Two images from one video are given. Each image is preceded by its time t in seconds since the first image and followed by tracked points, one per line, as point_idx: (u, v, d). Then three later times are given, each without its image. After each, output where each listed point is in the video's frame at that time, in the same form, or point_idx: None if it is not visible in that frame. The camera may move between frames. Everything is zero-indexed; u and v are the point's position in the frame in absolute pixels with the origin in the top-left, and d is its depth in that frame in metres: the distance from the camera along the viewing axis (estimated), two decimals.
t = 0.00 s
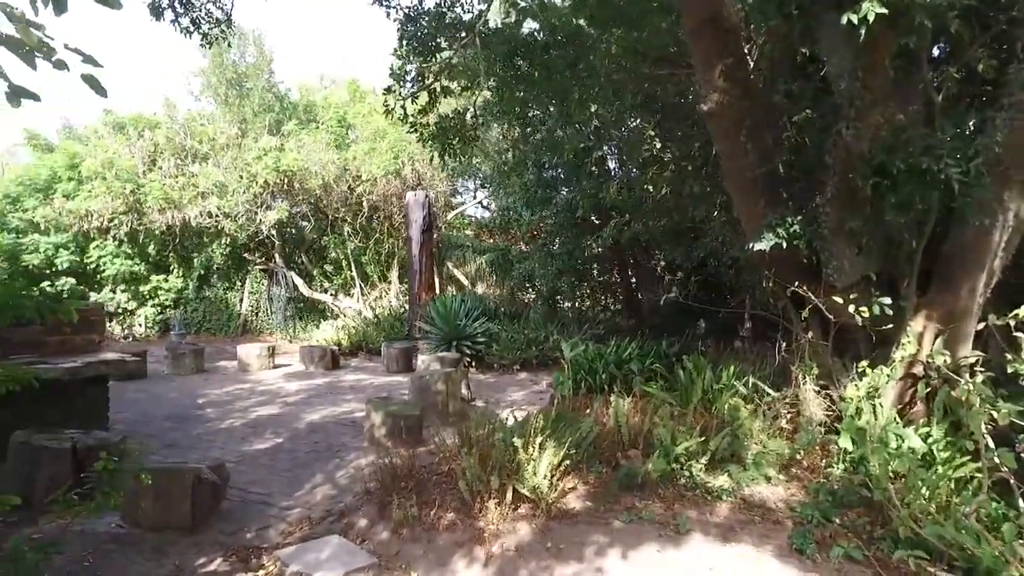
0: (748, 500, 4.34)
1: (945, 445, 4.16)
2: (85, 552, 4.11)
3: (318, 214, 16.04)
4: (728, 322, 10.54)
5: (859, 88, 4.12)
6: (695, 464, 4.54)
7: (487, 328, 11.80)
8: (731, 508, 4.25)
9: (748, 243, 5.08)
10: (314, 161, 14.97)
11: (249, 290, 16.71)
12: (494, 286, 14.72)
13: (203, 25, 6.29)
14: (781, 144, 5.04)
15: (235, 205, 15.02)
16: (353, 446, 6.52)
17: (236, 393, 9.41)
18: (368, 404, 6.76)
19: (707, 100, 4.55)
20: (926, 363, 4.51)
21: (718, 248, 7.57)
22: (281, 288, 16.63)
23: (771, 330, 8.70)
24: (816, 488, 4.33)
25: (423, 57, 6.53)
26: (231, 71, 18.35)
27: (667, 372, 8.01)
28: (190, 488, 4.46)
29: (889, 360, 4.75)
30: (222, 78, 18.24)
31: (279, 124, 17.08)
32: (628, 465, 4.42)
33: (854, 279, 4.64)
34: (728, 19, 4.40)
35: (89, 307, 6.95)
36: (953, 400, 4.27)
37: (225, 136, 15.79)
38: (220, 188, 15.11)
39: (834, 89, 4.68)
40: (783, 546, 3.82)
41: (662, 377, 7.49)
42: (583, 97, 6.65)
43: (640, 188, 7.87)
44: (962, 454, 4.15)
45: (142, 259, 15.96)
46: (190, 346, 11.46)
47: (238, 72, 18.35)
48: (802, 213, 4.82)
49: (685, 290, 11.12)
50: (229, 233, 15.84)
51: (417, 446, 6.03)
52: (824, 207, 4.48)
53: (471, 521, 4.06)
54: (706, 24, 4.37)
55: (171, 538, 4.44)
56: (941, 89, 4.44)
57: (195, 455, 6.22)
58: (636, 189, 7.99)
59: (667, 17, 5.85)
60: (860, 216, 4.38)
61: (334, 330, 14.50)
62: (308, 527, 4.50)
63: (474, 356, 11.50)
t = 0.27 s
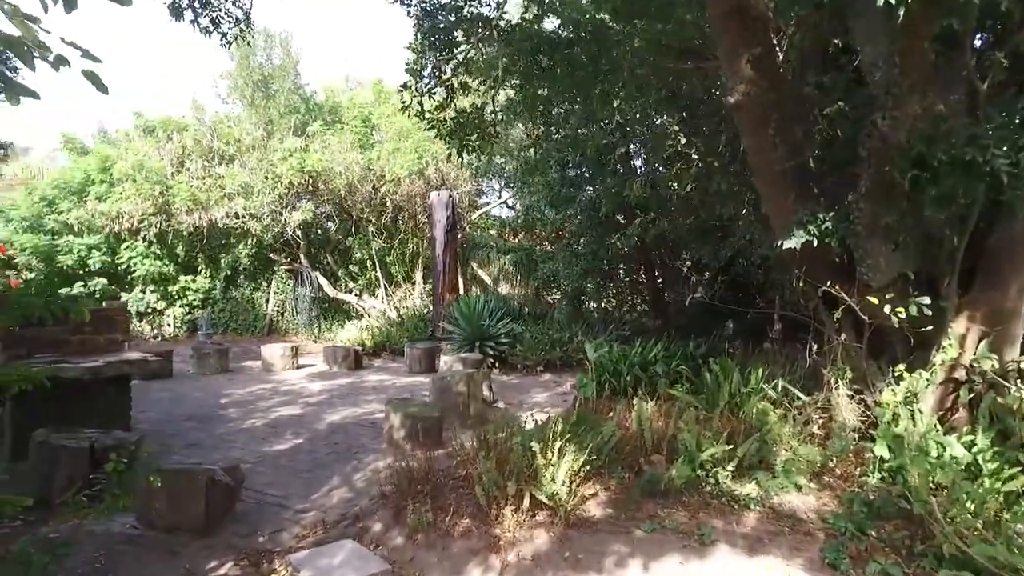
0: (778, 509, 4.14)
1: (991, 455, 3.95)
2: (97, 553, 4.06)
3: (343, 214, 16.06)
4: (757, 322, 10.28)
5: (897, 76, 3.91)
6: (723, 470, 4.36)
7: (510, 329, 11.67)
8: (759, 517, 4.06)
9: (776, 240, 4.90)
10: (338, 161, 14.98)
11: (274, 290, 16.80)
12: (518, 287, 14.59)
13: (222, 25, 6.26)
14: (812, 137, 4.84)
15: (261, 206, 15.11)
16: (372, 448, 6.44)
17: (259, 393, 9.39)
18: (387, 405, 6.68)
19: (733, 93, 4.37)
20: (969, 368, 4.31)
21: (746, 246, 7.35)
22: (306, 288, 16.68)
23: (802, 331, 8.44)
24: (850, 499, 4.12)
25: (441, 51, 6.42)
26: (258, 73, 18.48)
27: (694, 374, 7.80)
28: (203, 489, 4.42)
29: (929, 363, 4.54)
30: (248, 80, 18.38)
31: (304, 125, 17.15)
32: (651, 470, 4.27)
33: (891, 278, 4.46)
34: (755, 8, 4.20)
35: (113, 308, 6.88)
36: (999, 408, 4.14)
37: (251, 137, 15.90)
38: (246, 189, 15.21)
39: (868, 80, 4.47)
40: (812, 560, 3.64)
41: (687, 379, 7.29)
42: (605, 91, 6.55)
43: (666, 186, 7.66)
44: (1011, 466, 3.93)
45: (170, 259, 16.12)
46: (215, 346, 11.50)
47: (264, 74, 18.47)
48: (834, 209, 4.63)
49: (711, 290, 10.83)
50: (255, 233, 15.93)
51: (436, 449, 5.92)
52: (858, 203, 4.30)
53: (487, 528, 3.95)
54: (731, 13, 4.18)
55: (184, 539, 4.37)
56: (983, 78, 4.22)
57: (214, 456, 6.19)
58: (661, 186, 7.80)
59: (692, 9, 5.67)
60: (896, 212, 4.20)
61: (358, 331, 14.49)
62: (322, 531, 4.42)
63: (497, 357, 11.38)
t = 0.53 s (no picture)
0: (808, 522, 3.96)
1: None
2: (106, 560, 4.01)
3: (365, 215, 16.03)
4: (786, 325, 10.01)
5: (936, 64, 3.68)
6: (750, 479, 4.18)
7: (532, 330, 11.53)
8: (788, 530, 3.87)
9: (805, 239, 4.69)
10: (360, 162, 14.96)
11: (298, 291, 16.85)
12: (541, 288, 14.43)
13: (240, 25, 6.19)
14: (844, 132, 4.62)
15: (284, 207, 15.13)
16: (390, 452, 6.34)
17: (279, 394, 9.36)
18: (405, 409, 6.57)
19: (760, 85, 4.13)
20: (1014, 373, 4.07)
21: (775, 246, 7.13)
22: (329, 289, 16.71)
23: (833, 334, 8.18)
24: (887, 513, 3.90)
25: (459, 48, 6.30)
26: (282, 76, 18.55)
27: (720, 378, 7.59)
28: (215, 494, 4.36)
29: (969, 370, 4.35)
30: (273, 83, 18.46)
31: (328, 127, 17.18)
32: (673, 479, 4.10)
33: (930, 278, 4.30)
34: None
35: (133, 307, 6.90)
36: None
37: (274, 139, 15.96)
38: (268, 190, 15.25)
39: (905, 72, 4.25)
40: None
41: (714, 383, 7.08)
42: (626, 86, 6.40)
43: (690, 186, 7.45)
44: None
45: (196, 261, 16.25)
46: (237, 347, 11.52)
47: (288, 77, 18.54)
48: (866, 206, 4.44)
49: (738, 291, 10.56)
50: (279, 235, 15.98)
51: (454, 454, 5.80)
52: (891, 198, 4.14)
53: (502, 539, 3.83)
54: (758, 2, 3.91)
55: (194, 545, 4.30)
56: None
57: (230, 459, 6.13)
58: (686, 185, 7.60)
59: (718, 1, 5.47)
60: (933, 209, 4.03)
61: (380, 332, 14.45)
62: (334, 538, 4.32)
63: (519, 359, 11.23)
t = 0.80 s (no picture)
0: (838, 534, 3.78)
1: None
2: (116, 564, 3.95)
3: (386, 215, 16.00)
4: (814, 327, 9.75)
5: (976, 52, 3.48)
6: (777, 489, 4.01)
7: (552, 332, 11.39)
8: (817, 543, 3.70)
9: (833, 238, 4.49)
10: (380, 163, 14.93)
11: (319, 292, 16.87)
12: (562, 289, 14.28)
13: (256, 23, 6.14)
14: (874, 126, 4.41)
15: (304, 208, 15.14)
16: (405, 455, 6.24)
17: (297, 395, 9.33)
18: (422, 411, 6.46)
19: (786, 78, 3.93)
20: None
21: (803, 245, 6.91)
22: (349, 290, 16.71)
23: (862, 336, 7.93)
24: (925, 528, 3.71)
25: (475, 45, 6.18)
26: (303, 77, 18.61)
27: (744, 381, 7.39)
28: (226, 497, 4.27)
29: (1011, 376, 4.14)
30: (295, 84, 18.52)
31: (348, 127, 17.19)
32: (696, 488, 3.95)
33: (969, 280, 4.10)
34: None
35: (151, 307, 6.91)
36: None
37: (295, 140, 15.98)
38: (289, 192, 15.27)
39: (941, 62, 4.05)
40: None
41: (738, 387, 6.88)
42: (648, 82, 6.23)
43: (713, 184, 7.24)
44: None
45: (218, 262, 16.35)
46: (257, 348, 11.54)
47: (309, 78, 18.58)
48: (899, 204, 4.24)
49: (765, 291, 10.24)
50: (300, 236, 16.01)
51: (470, 458, 5.69)
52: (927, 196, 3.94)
53: (517, 549, 3.71)
54: None
55: (204, 549, 4.23)
56: None
57: (246, 461, 6.08)
58: (708, 183, 7.41)
59: None
60: (971, 206, 3.83)
61: (400, 332, 14.41)
62: (347, 544, 4.23)
63: (539, 360, 11.09)
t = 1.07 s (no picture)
0: (874, 550, 3.57)
1: None
2: (123, 569, 3.88)
3: (407, 216, 15.92)
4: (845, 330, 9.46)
5: None
6: (808, 500, 3.80)
7: (575, 333, 11.20)
8: (851, 559, 3.49)
9: (867, 237, 4.25)
10: (401, 163, 14.86)
11: (341, 292, 16.85)
12: (585, 290, 14.08)
13: (271, 21, 6.06)
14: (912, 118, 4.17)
15: (326, 208, 15.11)
16: (422, 459, 6.12)
17: (315, 397, 9.25)
18: (439, 415, 6.33)
19: (817, 67, 3.72)
20: None
21: (834, 244, 6.66)
22: (371, 291, 16.68)
23: (896, 340, 7.65)
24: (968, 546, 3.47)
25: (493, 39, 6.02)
26: (326, 78, 18.62)
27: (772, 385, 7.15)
28: (236, 503, 4.20)
29: None
30: (318, 85, 18.53)
31: (370, 127, 17.15)
32: (721, 500, 3.76)
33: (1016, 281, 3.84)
34: None
35: (165, 308, 6.89)
36: None
37: (317, 141, 15.97)
38: (311, 192, 15.24)
39: (984, 49, 3.82)
40: None
41: (765, 391, 6.65)
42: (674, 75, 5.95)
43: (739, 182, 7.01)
44: None
45: (241, 262, 16.41)
46: (277, 348, 11.50)
47: (332, 79, 18.58)
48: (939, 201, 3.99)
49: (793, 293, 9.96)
50: (322, 236, 16.01)
51: (487, 464, 5.54)
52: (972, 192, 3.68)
53: (532, 561, 3.56)
54: None
55: (213, 556, 4.15)
56: None
57: (260, 464, 6.00)
58: (734, 181, 7.17)
59: None
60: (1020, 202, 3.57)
61: (421, 334, 14.31)
62: (357, 553, 4.11)
63: (561, 362, 10.91)
